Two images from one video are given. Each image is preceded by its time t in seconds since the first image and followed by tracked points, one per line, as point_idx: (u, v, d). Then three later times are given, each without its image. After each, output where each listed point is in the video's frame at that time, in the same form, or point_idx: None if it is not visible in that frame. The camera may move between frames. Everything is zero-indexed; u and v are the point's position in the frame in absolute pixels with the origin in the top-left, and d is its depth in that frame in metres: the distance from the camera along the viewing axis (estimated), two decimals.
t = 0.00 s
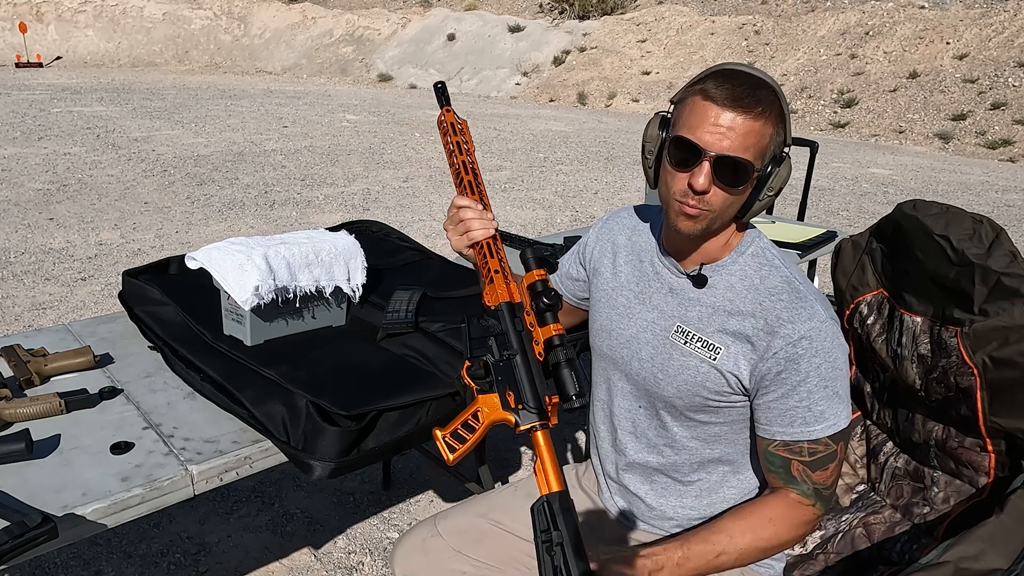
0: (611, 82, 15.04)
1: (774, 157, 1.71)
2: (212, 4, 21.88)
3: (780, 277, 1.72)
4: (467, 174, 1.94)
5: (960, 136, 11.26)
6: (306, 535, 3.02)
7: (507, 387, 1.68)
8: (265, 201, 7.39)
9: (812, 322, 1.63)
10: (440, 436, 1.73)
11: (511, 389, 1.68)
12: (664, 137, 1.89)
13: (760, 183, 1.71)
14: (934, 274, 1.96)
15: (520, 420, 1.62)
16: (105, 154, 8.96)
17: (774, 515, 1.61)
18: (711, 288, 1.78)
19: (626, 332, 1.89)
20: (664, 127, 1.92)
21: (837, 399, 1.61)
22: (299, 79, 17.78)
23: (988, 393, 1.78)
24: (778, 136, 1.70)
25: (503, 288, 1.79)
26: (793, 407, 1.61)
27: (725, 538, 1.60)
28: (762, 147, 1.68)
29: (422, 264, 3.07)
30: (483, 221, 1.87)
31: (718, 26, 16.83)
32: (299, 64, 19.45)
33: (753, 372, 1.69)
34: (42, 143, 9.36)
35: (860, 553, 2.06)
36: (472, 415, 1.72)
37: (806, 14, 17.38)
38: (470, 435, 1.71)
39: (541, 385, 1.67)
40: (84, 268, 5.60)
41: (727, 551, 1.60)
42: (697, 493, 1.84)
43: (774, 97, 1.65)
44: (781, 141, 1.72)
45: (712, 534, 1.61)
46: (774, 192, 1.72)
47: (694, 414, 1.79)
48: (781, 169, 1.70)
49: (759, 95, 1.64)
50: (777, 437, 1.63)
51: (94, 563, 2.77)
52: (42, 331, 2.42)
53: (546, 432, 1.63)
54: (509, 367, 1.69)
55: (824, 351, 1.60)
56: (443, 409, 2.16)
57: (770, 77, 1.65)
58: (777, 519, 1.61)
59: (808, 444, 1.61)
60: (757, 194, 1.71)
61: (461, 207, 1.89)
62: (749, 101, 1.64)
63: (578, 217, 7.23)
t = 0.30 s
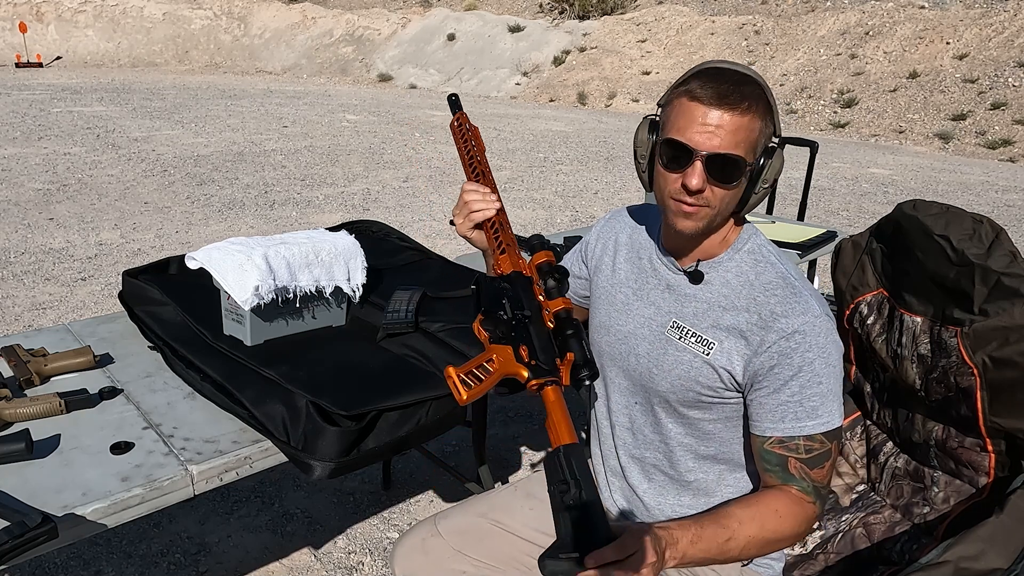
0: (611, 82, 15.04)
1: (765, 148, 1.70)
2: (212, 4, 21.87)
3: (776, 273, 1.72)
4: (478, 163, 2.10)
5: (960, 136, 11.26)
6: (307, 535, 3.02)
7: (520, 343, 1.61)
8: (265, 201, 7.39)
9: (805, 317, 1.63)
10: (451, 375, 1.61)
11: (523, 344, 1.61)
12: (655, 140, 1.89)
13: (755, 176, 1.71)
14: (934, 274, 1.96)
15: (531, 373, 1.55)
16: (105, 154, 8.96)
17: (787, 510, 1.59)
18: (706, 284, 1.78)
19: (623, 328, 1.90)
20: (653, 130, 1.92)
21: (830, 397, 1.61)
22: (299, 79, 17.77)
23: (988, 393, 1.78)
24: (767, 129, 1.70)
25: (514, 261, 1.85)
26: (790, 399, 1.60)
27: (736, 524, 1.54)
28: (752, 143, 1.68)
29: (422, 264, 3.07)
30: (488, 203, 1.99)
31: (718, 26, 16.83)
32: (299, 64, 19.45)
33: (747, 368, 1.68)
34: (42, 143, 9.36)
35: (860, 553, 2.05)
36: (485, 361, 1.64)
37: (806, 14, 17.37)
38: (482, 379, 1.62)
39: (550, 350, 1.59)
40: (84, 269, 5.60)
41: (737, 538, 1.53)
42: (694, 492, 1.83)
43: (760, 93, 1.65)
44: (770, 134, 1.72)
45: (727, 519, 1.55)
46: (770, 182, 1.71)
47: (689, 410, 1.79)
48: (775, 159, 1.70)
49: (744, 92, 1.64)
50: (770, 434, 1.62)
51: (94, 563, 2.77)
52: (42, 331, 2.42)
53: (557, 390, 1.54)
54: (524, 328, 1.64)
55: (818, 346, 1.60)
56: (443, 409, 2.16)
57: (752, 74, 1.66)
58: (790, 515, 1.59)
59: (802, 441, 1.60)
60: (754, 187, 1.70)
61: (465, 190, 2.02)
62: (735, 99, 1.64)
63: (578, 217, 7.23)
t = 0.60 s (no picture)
0: (611, 82, 15.03)
1: (735, 176, 1.65)
2: (211, 4, 21.85)
3: (783, 274, 1.72)
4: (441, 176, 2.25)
5: (960, 136, 11.25)
6: (306, 535, 3.02)
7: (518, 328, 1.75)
8: (265, 201, 7.39)
9: (814, 317, 1.64)
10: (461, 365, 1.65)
11: (522, 329, 1.74)
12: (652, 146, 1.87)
13: (725, 203, 1.66)
14: (934, 275, 1.96)
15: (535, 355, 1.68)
16: (105, 154, 8.96)
17: (805, 505, 1.61)
18: (713, 283, 1.77)
19: (629, 327, 1.90)
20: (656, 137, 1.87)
21: (838, 393, 1.63)
22: (299, 79, 17.77)
23: (988, 393, 1.78)
24: (739, 156, 1.64)
25: (494, 256, 2.02)
26: (800, 397, 1.62)
27: (753, 511, 1.56)
28: (715, 174, 1.63)
29: (422, 264, 3.07)
30: (456, 203, 2.11)
31: (718, 26, 16.82)
32: (299, 64, 19.45)
33: (755, 367, 1.69)
34: (42, 143, 9.36)
35: (860, 553, 2.05)
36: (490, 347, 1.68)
37: (806, 14, 17.37)
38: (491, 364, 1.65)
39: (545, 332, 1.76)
40: (84, 268, 5.60)
41: (754, 526, 1.55)
42: (698, 489, 1.84)
43: (723, 125, 1.61)
44: (747, 160, 1.65)
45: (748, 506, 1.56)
46: (740, 212, 1.65)
47: (695, 408, 1.79)
48: (747, 186, 1.63)
49: (704, 126, 1.61)
50: (782, 432, 1.63)
51: (94, 563, 2.77)
52: (42, 331, 2.42)
53: (562, 366, 1.70)
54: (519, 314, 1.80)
55: (828, 346, 1.62)
56: (443, 409, 2.16)
57: (717, 107, 1.61)
58: (807, 509, 1.61)
59: (813, 438, 1.61)
60: (723, 215, 1.67)
61: (432, 198, 2.13)
62: (694, 134, 1.61)
63: (578, 217, 7.23)
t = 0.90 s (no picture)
0: (611, 82, 15.04)
1: (733, 177, 1.65)
2: (211, 4, 21.84)
3: (781, 274, 1.72)
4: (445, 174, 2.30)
5: (960, 136, 11.25)
6: (307, 535, 3.02)
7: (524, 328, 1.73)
8: (266, 201, 7.39)
9: (812, 318, 1.64)
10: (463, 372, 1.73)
11: (527, 329, 1.72)
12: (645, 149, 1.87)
13: (722, 203, 1.67)
14: (934, 274, 1.96)
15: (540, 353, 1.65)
16: (105, 154, 8.96)
17: (812, 504, 1.61)
18: (710, 284, 1.78)
19: (627, 327, 1.90)
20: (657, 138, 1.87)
21: (838, 393, 1.63)
22: (299, 79, 17.76)
23: (988, 393, 1.78)
24: (737, 157, 1.64)
25: (499, 253, 2.01)
26: (801, 398, 1.62)
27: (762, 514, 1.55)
28: (712, 175, 1.63)
29: (422, 264, 3.07)
30: (453, 204, 2.17)
31: (718, 26, 16.83)
32: (299, 64, 19.45)
33: (753, 368, 1.68)
34: (42, 143, 9.36)
35: (860, 553, 2.05)
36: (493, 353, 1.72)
37: (806, 14, 17.36)
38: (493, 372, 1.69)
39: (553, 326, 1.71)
40: (84, 269, 5.60)
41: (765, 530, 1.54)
42: (697, 490, 1.84)
43: (718, 125, 1.61)
44: (743, 160, 1.66)
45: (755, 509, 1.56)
46: (738, 212, 1.66)
47: (693, 409, 1.79)
48: (744, 187, 1.64)
49: (700, 126, 1.60)
50: (784, 434, 1.63)
51: (95, 563, 2.77)
52: (42, 331, 2.42)
53: (569, 363, 1.65)
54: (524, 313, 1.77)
55: (827, 347, 1.62)
56: (442, 409, 2.16)
57: (715, 108, 1.62)
58: (814, 505, 1.61)
59: (815, 438, 1.62)
60: (721, 216, 1.67)
61: (432, 199, 2.20)
62: (693, 136, 1.61)
63: (578, 217, 7.23)
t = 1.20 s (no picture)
0: (611, 82, 15.03)
1: (730, 179, 1.65)
2: (211, 4, 21.84)
3: (781, 276, 1.72)
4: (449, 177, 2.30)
5: (960, 136, 11.25)
6: (307, 535, 3.02)
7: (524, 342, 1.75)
8: (265, 201, 7.39)
9: (812, 320, 1.64)
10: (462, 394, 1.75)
11: (528, 342, 1.74)
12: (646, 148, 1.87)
13: (719, 205, 1.66)
14: (934, 274, 1.96)
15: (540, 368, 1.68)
16: (105, 154, 8.96)
17: (812, 505, 1.60)
18: (709, 286, 1.78)
19: (627, 328, 1.90)
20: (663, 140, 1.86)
21: (838, 395, 1.63)
22: (299, 79, 17.76)
23: (988, 393, 1.78)
24: (734, 159, 1.64)
25: (502, 260, 2.02)
26: (803, 400, 1.62)
27: (762, 521, 1.54)
28: (707, 176, 1.63)
29: (422, 264, 3.07)
30: (456, 211, 2.18)
31: (718, 26, 16.82)
32: (299, 64, 19.45)
33: (753, 370, 1.68)
34: (42, 143, 9.36)
35: (860, 553, 2.05)
36: (492, 370, 1.72)
37: (806, 14, 17.37)
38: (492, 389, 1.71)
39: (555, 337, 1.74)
40: (84, 269, 5.60)
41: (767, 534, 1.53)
42: (697, 491, 1.84)
43: (713, 126, 1.61)
44: (741, 162, 1.65)
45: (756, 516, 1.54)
46: (734, 214, 1.65)
47: (692, 411, 1.79)
48: (741, 188, 1.64)
49: (697, 128, 1.60)
50: (785, 436, 1.63)
51: (94, 563, 2.77)
52: (42, 331, 2.42)
53: (569, 376, 1.69)
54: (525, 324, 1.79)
55: (827, 348, 1.62)
56: (443, 408, 2.16)
57: (712, 108, 1.62)
58: (814, 509, 1.60)
59: (817, 440, 1.62)
60: (719, 218, 1.67)
61: (436, 205, 2.21)
62: (689, 136, 1.61)
63: (578, 217, 7.23)
